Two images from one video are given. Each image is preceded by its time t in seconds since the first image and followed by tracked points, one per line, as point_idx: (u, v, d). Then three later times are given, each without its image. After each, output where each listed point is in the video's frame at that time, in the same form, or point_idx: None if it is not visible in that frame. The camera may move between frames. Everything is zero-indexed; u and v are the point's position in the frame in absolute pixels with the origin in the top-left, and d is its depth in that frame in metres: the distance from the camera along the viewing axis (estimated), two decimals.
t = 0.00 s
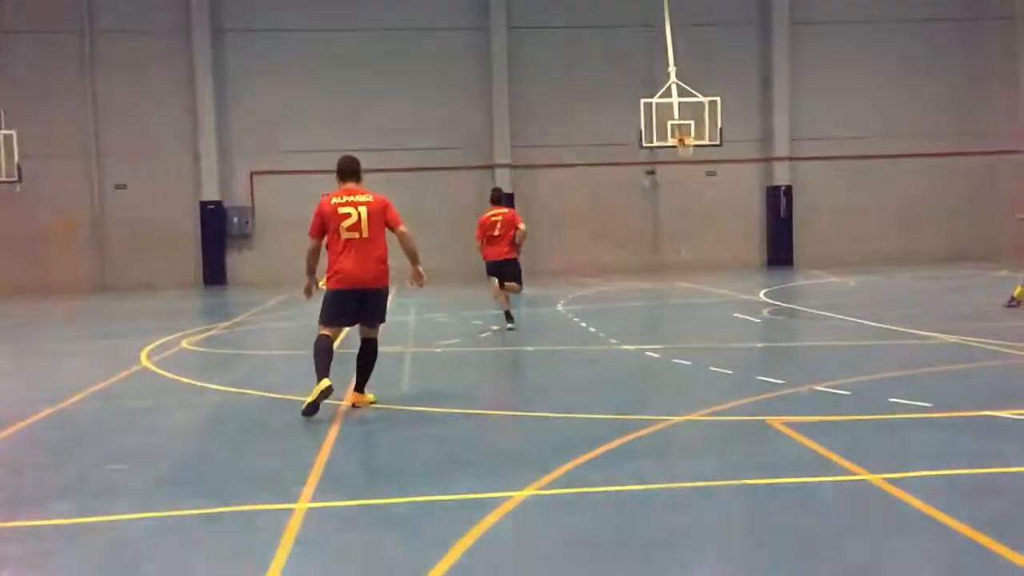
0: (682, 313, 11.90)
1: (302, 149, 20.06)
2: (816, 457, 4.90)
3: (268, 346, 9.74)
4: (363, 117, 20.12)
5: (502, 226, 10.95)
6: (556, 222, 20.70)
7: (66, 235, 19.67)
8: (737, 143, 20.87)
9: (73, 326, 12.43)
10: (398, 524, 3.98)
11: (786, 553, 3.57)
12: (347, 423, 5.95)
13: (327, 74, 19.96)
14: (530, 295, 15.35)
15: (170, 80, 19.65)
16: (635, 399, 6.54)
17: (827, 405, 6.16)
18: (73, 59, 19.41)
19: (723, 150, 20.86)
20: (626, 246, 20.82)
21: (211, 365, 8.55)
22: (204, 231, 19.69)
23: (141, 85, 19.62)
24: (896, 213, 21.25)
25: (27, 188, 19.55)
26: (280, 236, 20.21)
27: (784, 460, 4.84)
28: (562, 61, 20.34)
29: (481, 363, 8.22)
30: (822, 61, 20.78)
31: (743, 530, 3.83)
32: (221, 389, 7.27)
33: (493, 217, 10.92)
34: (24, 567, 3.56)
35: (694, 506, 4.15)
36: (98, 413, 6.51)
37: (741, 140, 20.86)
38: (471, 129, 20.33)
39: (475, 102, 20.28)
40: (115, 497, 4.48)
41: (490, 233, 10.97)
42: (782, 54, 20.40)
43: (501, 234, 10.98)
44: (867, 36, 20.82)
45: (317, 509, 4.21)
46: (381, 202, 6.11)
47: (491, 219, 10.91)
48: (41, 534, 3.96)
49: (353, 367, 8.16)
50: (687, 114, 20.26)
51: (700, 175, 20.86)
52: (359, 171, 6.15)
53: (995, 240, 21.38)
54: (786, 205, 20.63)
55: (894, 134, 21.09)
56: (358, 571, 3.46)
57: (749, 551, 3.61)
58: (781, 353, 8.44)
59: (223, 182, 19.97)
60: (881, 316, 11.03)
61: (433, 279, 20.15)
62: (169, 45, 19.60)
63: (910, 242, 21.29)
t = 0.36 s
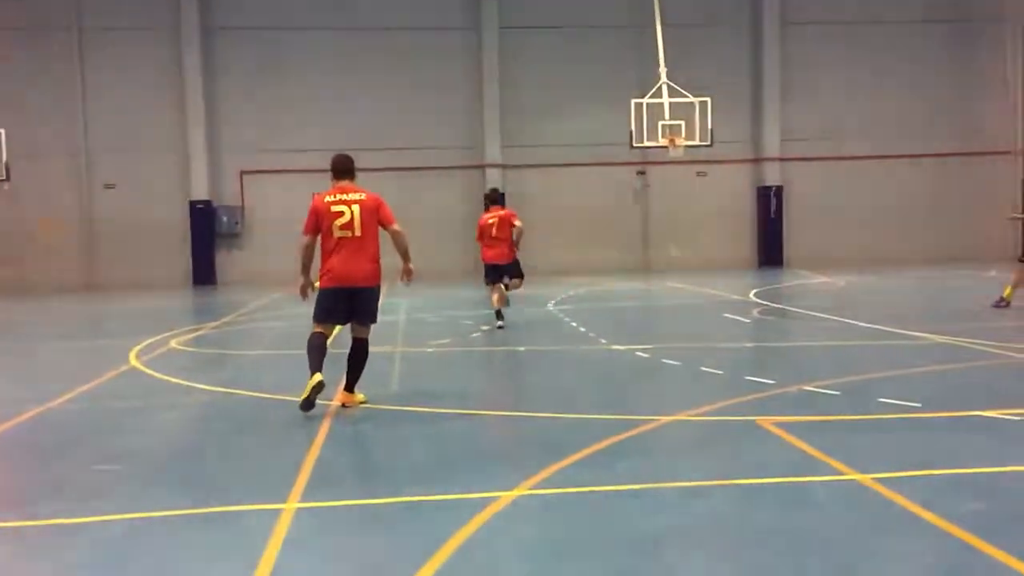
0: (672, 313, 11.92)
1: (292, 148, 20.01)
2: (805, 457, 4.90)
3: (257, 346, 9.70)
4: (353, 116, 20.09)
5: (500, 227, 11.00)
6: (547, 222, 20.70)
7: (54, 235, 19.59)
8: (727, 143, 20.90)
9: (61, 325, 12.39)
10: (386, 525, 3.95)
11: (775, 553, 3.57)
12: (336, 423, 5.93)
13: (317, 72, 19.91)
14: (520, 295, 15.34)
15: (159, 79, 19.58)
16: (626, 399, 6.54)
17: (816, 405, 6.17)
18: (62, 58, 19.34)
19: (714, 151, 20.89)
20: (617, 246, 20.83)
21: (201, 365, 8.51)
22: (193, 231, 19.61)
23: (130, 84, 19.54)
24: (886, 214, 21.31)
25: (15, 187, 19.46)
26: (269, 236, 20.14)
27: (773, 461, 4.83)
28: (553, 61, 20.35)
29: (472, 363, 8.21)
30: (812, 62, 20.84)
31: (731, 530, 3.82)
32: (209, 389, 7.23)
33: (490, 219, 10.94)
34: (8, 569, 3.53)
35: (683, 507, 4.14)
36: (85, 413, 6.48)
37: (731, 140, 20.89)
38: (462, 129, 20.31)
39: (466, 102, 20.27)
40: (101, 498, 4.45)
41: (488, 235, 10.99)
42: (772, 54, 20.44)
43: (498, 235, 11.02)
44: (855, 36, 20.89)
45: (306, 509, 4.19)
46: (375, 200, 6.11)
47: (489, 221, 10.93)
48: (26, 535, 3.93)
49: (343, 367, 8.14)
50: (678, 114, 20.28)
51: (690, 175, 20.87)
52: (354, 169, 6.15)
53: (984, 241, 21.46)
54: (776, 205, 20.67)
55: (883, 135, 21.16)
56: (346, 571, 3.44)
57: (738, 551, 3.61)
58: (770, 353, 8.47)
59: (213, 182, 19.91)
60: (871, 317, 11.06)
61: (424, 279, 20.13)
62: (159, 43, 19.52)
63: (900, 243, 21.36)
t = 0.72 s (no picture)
0: (664, 312, 11.93)
1: (282, 147, 19.96)
2: (792, 456, 4.90)
3: (248, 345, 9.66)
4: (344, 115, 20.05)
5: (499, 225, 11.22)
6: (538, 220, 20.71)
7: (43, 233, 19.52)
8: (718, 142, 20.93)
9: (52, 324, 12.35)
10: (375, 524, 3.95)
11: (763, 552, 3.58)
12: (327, 422, 5.92)
13: (308, 71, 19.87)
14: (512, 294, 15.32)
15: (149, 77, 19.51)
16: (616, 398, 6.53)
17: (806, 404, 6.18)
18: (52, 56, 19.27)
19: (705, 150, 20.92)
20: (608, 245, 20.84)
21: (191, 364, 8.49)
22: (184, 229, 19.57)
23: (120, 82, 19.48)
24: (876, 213, 21.35)
25: (4, 185, 19.39)
26: (260, 234, 20.09)
27: (762, 460, 4.84)
28: (544, 60, 20.35)
29: (462, 362, 8.19)
30: (803, 62, 20.89)
31: (721, 530, 3.83)
32: (201, 389, 7.20)
33: (488, 217, 11.22)
34: None
35: (673, 505, 4.15)
36: (74, 412, 6.46)
37: (722, 139, 20.92)
38: (453, 128, 20.30)
39: (457, 101, 20.25)
40: (90, 497, 4.44)
41: (488, 233, 11.27)
42: (763, 54, 20.48)
43: (498, 233, 11.26)
44: (846, 36, 20.94)
45: (295, 508, 4.18)
46: (369, 198, 6.13)
47: (488, 219, 11.21)
48: (14, 534, 3.91)
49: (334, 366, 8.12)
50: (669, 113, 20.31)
51: (681, 174, 20.90)
52: (348, 167, 6.16)
53: (974, 240, 21.53)
54: (767, 204, 20.71)
55: (874, 135, 21.22)
56: (334, 570, 3.43)
57: (727, 549, 3.61)
58: (761, 352, 8.48)
59: (203, 180, 19.85)
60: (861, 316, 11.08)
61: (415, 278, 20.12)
62: (149, 42, 19.46)
63: (890, 242, 21.43)
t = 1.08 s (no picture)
0: (655, 313, 11.95)
1: (273, 146, 19.92)
2: (782, 456, 4.91)
3: (238, 345, 9.62)
4: (336, 115, 20.02)
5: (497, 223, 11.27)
6: (530, 220, 20.71)
7: (33, 232, 19.44)
8: (709, 143, 20.97)
9: (40, 324, 12.28)
10: (366, 524, 3.94)
11: (754, 552, 3.58)
12: (318, 422, 5.90)
13: (299, 70, 19.83)
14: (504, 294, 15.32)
15: (139, 76, 19.44)
16: (607, 398, 6.53)
17: (797, 404, 6.20)
18: (42, 55, 19.21)
19: (697, 151, 20.95)
20: (600, 245, 20.85)
21: (182, 364, 8.44)
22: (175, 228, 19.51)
23: (110, 81, 19.40)
24: (867, 214, 21.41)
25: None
26: (251, 234, 20.04)
27: (752, 460, 4.85)
28: (536, 60, 20.35)
29: (453, 362, 8.18)
30: (794, 62, 20.93)
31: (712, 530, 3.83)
32: (191, 389, 7.16)
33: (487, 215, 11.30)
34: None
35: (664, 505, 4.15)
36: (64, 412, 6.42)
37: (713, 140, 20.96)
38: (445, 128, 20.28)
39: (449, 101, 20.24)
40: (79, 497, 4.41)
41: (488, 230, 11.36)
42: (754, 55, 20.52)
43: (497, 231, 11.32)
44: (837, 38, 21.00)
45: (286, 508, 4.17)
46: (363, 198, 6.12)
47: (487, 217, 11.29)
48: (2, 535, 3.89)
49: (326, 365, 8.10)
50: (660, 114, 20.33)
51: (673, 175, 20.93)
52: (341, 167, 6.14)
53: (964, 241, 21.62)
54: (758, 205, 20.75)
55: (865, 136, 21.28)
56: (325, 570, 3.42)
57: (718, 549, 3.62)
58: (752, 351, 8.50)
59: (194, 179, 19.80)
60: (852, 316, 11.12)
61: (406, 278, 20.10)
62: (139, 41, 19.40)
63: (881, 243, 21.50)
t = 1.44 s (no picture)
0: (646, 312, 11.97)
1: (264, 146, 19.88)
2: (773, 456, 4.92)
3: (229, 345, 9.58)
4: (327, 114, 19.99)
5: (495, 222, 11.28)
6: (521, 220, 20.71)
7: (22, 231, 19.34)
8: (700, 143, 21.01)
9: (29, 323, 12.23)
10: (357, 524, 3.93)
11: (744, 551, 3.60)
12: (310, 422, 5.89)
13: (290, 69, 19.79)
14: (495, 293, 15.32)
15: (129, 75, 19.37)
16: (597, 398, 6.54)
17: (787, 404, 6.22)
18: (31, 53, 19.11)
19: (687, 150, 20.99)
20: (591, 245, 20.87)
21: (172, 364, 8.40)
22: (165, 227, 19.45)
23: (100, 80, 19.32)
24: (857, 214, 21.48)
25: None
26: (242, 233, 19.99)
27: (742, 459, 4.86)
28: (527, 60, 20.36)
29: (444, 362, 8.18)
30: (784, 63, 20.99)
31: (702, 529, 3.84)
32: (182, 389, 7.12)
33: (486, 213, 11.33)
34: None
35: (654, 504, 4.16)
36: (53, 412, 6.38)
37: (704, 140, 21.00)
38: (436, 127, 20.27)
39: (441, 100, 20.22)
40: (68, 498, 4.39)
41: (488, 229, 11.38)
42: (745, 55, 20.57)
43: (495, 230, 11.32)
44: (827, 38, 21.06)
45: (276, 508, 4.16)
46: (357, 196, 6.12)
47: (486, 216, 11.33)
48: None
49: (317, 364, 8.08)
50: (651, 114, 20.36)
51: (664, 175, 20.97)
52: (336, 166, 6.14)
53: (953, 241, 21.72)
54: (749, 205, 20.80)
55: (855, 136, 21.35)
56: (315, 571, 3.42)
57: (708, 548, 3.63)
58: (742, 351, 8.53)
59: (184, 178, 19.74)
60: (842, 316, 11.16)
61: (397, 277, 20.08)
62: (129, 39, 19.33)
63: (871, 243, 21.58)
